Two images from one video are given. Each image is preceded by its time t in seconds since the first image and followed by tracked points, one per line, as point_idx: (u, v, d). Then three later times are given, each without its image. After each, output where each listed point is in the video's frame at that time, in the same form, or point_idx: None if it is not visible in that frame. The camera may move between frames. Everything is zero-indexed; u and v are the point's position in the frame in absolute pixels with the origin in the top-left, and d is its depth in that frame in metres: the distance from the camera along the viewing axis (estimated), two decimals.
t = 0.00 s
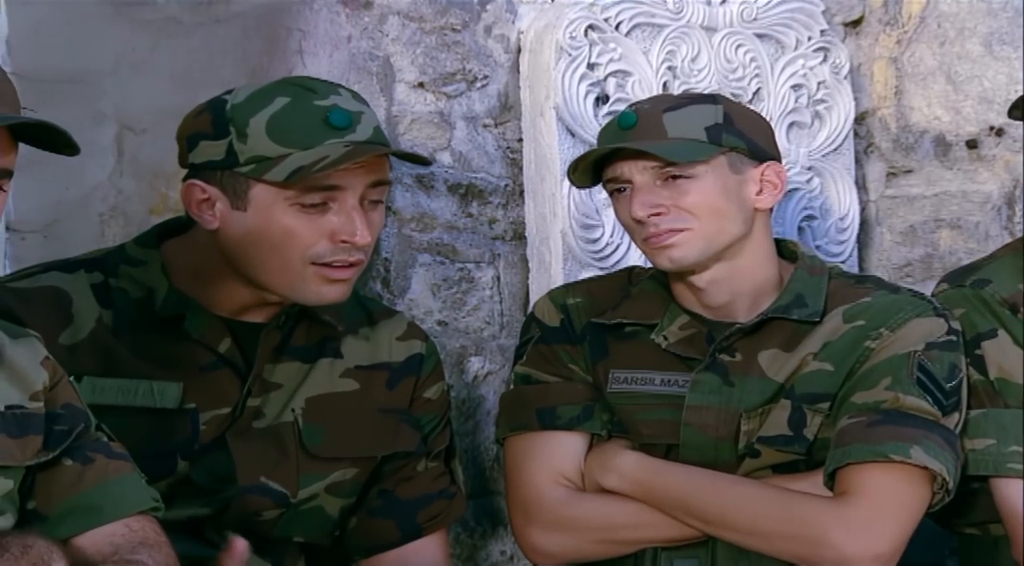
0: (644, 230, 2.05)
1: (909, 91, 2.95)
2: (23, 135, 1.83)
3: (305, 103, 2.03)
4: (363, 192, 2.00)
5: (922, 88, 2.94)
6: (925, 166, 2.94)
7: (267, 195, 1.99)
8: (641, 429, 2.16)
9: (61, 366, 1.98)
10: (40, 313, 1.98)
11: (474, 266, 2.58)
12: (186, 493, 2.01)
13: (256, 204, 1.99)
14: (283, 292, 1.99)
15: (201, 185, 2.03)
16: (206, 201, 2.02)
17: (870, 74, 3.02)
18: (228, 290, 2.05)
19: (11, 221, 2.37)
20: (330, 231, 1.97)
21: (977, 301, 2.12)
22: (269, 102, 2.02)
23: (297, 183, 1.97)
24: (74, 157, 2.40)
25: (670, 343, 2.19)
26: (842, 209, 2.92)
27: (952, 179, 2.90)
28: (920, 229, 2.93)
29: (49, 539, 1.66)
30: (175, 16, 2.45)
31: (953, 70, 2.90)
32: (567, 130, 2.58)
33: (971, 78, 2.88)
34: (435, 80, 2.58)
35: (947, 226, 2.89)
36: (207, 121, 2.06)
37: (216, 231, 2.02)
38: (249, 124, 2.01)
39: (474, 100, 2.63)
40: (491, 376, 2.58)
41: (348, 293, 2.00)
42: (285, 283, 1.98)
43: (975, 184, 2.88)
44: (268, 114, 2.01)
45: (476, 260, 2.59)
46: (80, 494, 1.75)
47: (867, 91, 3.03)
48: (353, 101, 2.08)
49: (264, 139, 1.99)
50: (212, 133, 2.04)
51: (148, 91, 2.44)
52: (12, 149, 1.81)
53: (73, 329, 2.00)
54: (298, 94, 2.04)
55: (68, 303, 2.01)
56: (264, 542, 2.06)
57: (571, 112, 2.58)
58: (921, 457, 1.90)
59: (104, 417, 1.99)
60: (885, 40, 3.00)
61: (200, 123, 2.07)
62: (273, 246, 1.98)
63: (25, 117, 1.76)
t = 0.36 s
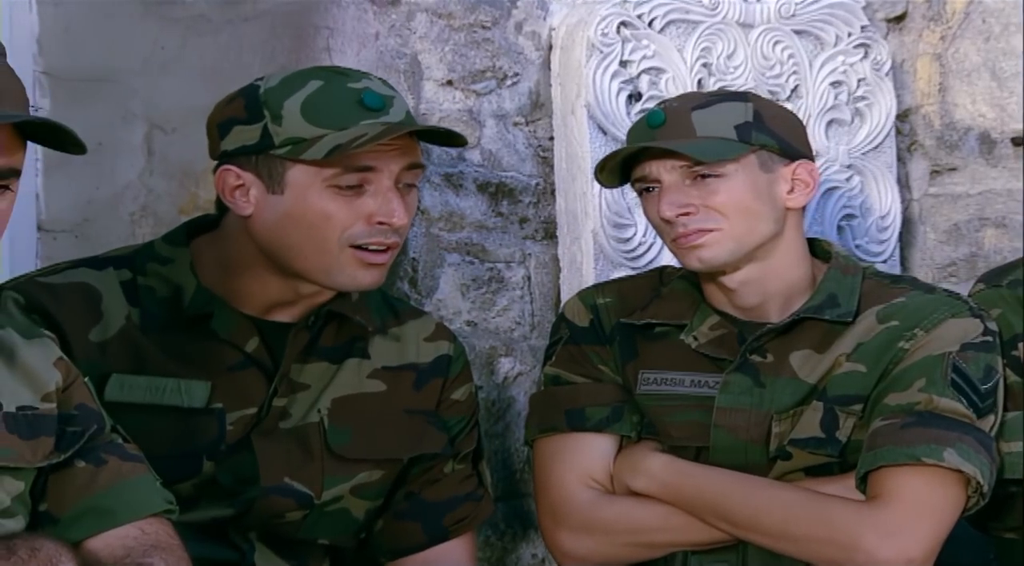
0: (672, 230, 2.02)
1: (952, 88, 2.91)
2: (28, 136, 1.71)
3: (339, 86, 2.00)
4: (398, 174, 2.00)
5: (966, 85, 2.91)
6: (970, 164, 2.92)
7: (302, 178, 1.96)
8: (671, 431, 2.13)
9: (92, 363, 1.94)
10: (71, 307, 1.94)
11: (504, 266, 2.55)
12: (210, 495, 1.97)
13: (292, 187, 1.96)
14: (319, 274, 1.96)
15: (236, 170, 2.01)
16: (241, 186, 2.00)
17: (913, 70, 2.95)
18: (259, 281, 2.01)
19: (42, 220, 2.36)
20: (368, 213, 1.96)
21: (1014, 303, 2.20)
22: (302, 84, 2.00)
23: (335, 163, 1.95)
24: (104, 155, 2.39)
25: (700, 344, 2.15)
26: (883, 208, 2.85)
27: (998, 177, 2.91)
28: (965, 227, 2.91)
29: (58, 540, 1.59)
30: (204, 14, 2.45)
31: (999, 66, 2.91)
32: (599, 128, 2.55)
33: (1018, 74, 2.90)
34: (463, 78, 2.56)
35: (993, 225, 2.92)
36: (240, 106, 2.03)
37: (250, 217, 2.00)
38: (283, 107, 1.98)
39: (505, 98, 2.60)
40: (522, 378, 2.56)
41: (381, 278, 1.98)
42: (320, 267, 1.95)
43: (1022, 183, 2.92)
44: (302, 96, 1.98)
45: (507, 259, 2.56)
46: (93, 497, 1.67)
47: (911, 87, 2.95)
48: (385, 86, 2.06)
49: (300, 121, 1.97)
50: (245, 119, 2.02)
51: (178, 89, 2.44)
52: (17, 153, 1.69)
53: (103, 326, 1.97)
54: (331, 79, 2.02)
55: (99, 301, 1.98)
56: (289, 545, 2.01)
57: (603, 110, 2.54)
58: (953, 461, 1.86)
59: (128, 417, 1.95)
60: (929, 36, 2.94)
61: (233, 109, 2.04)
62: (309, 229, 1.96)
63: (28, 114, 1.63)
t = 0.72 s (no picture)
0: (711, 230, 1.98)
1: (1007, 84, 2.84)
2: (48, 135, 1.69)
3: (347, 83, 1.99)
4: (412, 169, 1.98)
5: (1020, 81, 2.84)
6: None
7: (318, 177, 1.95)
8: (710, 433, 2.09)
9: (116, 361, 1.92)
10: (94, 308, 1.93)
11: (543, 266, 2.53)
12: (238, 496, 1.94)
13: (308, 187, 1.95)
14: (338, 273, 1.95)
15: (250, 172, 2.00)
16: (257, 188, 1.99)
17: (966, 66, 2.89)
18: (284, 281, 2.00)
19: (82, 220, 2.39)
20: (385, 210, 1.94)
21: None
22: (311, 83, 1.99)
23: (348, 162, 1.94)
24: (145, 154, 2.40)
25: (740, 345, 2.11)
26: (934, 207, 2.79)
27: None
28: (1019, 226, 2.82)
29: (76, 543, 1.60)
30: (243, 12, 2.44)
31: None
32: (639, 127, 2.51)
33: None
34: (501, 75, 2.53)
35: None
36: (251, 107, 2.03)
37: (268, 218, 1.99)
38: (293, 106, 1.97)
39: (543, 96, 2.57)
40: (563, 379, 2.52)
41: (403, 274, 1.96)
42: (339, 264, 1.94)
43: None
44: (312, 95, 1.97)
45: (546, 259, 2.53)
46: (109, 501, 1.67)
47: (964, 84, 2.89)
48: (395, 81, 2.05)
49: (311, 120, 1.96)
50: (256, 119, 2.02)
51: (217, 88, 2.43)
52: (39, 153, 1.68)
53: (127, 325, 1.95)
54: (340, 76, 2.01)
55: (124, 300, 1.97)
56: (317, 547, 1.99)
57: (644, 108, 2.50)
58: (998, 465, 1.82)
59: (153, 417, 1.93)
60: (983, 32, 2.87)
61: (244, 109, 2.04)
62: (326, 228, 1.94)
63: (45, 114, 1.61)
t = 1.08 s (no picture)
0: (753, 230, 1.95)
1: None
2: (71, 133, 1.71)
3: (408, 84, 1.99)
4: (472, 172, 1.97)
5: None
6: None
7: (378, 179, 1.94)
8: (754, 436, 2.06)
9: (150, 364, 1.91)
10: (130, 309, 1.92)
11: (587, 266, 2.49)
12: (274, 497, 1.94)
13: (367, 188, 1.94)
14: (395, 275, 1.93)
15: (306, 173, 1.98)
16: (313, 189, 1.97)
17: None
18: (331, 282, 1.98)
19: (127, 220, 2.38)
20: (445, 213, 1.93)
21: None
22: (372, 84, 1.98)
23: (411, 163, 1.93)
24: (189, 154, 2.39)
25: (785, 347, 2.08)
26: (990, 206, 2.74)
27: None
28: None
29: (100, 546, 1.59)
30: (286, 11, 2.44)
31: None
32: (685, 125, 2.48)
33: None
34: (545, 74, 2.51)
35: None
36: (308, 107, 2.01)
37: (324, 220, 1.97)
38: (354, 107, 1.96)
39: (588, 94, 2.54)
40: (608, 380, 2.49)
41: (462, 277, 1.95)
42: (397, 267, 1.92)
43: None
44: (374, 96, 1.96)
45: (590, 259, 2.50)
46: (138, 503, 1.67)
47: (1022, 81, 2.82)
48: (450, 84, 2.05)
49: (373, 121, 1.95)
50: (313, 120, 2.00)
51: (260, 86, 2.43)
52: (64, 151, 1.71)
53: (161, 328, 1.93)
54: (399, 78, 2.00)
55: (160, 302, 1.95)
56: (353, 548, 1.98)
57: (691, 107, 2.47)
58: None
59: (189, 418, 1.92)
60: None
61: (300, 110, 2.02)
62: (384, 230, 1.93)
63: (67, 113, 1.63)
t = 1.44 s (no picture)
0: (791, 229, 1.91)
1: None
2: (91, 134, 1.64)
3: (433, 79, 1.98)
4: (500, 166, 1.97)
5: None
6: None
7: (406, 175, 1.94)
8: (793, 440, 2.02)
9: (181, 367, 1.90)
10: (161, 311, 1.91)
11: (624, 266, 2.46)
12: (305, 501, 1.93)
13: (395, 185, 1.94)
14: (423, 272, 1.92)
15: (332, 171, 1.98)
16: (339, 186, 1.97)
17: None
18: (360, 282, 1.97)
19: (166, 220, 2.37)
20: (473, 208, 1.93)
21: None
22: (397, 80, 1.98)
23: (440, 158, 1.93)
24: (227, 154, 2.39)
25: (824, 349, 2.04)
26: None
27: None
28: None
29: (117, 548, 1.59)
30: (321, 10, 2.43)
31: None
32: (725, 123, 2.45)
33: None
34: (581, 72, 2.47)
35: None
36: (332, 105, 2.00)
37: (351, 218, 1.97)
38: (380, 103, 1.95)
39: (625, 93, 2.51)
40: (646, 382, 2.45)
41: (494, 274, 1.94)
42: (427, 264, 1.92)
43: None
44: (399, 91, 1.96)
45: (628, 259, 2.47)
46: (158, 506, 1.64)
47: None
48: (475, 79, 2.04)
49: (399, 116, 1.95)
50: (339, 117, 1.99)
51: (295, 87, 2.42)
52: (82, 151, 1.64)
53: (193, 330, 1.93)
54: (424, 74, 2.00)
55: (191, 303, 1.94)
56: (387, 551, 1.97)
57: (730, 105, 2.44)
58: None
59: (220, 421, 1.91)
60: None
61: (324, 107, 2.01)
62: (412, 227, 1.93)
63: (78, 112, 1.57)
